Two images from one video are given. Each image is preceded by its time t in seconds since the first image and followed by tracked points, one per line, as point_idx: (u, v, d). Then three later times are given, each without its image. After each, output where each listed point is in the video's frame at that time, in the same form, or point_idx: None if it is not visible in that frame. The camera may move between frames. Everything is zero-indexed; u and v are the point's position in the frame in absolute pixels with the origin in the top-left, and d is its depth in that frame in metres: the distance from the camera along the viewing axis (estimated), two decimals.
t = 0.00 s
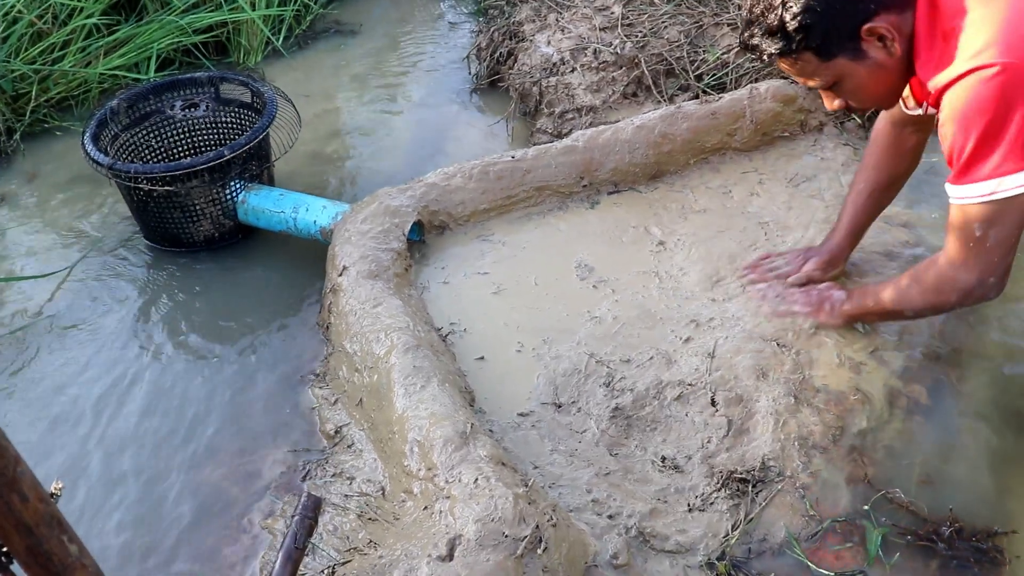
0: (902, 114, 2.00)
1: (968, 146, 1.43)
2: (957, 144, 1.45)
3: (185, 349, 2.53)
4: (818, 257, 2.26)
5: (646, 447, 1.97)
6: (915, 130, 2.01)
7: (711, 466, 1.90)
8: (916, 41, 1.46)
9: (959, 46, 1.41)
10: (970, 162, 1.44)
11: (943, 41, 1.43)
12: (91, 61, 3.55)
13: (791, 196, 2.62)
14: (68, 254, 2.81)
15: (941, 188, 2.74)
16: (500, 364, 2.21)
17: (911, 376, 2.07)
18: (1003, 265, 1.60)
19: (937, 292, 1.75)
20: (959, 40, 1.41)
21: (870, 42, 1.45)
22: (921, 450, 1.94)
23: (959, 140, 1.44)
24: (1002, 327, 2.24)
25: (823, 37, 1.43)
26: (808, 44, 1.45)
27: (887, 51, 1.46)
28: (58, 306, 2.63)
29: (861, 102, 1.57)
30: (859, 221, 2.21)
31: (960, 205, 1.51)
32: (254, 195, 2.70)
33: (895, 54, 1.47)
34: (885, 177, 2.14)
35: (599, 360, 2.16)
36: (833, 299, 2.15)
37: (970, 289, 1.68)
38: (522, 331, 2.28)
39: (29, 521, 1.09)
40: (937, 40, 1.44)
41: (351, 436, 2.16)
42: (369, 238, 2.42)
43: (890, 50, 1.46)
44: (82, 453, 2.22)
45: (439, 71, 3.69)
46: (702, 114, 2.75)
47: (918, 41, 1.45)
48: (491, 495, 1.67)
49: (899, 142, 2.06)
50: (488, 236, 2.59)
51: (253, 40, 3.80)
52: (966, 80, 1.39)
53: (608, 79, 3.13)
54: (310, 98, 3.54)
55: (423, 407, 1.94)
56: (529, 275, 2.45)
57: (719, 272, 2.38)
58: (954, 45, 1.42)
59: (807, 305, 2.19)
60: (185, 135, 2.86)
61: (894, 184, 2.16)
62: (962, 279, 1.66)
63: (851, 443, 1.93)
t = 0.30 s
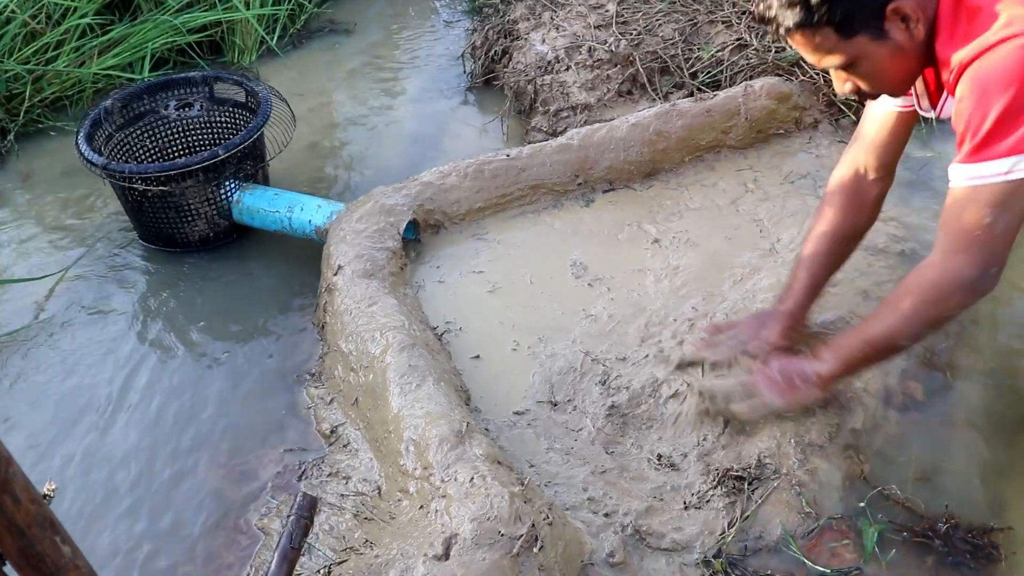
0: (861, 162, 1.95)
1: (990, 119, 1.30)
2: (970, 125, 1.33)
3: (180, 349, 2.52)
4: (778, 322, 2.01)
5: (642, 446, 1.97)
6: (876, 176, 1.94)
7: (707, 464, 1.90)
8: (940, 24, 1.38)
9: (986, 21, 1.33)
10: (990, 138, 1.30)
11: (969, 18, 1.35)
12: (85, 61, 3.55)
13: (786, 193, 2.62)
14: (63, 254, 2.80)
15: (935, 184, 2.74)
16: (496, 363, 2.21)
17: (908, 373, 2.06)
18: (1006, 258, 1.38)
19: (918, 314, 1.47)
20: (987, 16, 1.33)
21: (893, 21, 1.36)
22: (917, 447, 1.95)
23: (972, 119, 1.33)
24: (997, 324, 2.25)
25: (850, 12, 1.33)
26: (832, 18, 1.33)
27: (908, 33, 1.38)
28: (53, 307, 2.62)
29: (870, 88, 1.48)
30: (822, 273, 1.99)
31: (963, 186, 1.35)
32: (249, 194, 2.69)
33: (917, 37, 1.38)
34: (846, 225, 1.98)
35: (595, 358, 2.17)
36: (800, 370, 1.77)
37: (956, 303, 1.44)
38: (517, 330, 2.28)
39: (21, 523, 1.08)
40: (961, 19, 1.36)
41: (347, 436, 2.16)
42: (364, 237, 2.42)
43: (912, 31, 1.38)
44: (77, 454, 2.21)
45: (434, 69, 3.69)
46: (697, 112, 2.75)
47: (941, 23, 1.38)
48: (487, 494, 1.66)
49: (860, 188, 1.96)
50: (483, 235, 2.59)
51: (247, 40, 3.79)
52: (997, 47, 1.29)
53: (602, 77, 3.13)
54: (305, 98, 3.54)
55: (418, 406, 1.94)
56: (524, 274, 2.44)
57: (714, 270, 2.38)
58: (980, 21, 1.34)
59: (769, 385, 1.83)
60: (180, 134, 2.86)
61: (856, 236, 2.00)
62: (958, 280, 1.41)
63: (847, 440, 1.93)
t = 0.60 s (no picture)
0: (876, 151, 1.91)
1: None
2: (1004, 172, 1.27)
3: (176, 348, 2.52)
4: (792, 310, 2.11)
5: (638, 444, 1.97)
6: (891, 169, 1.91)
7: (703, 463, 1.90)
8: (961, 68, 1.29)
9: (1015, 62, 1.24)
10: None
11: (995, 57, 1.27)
12: (81, 59, 3.54)
13: (782, 192, 2.62)
14: (59, 253, 2.80)
15: (932, 182, 2.74)
16: (491, 362, 2.21)
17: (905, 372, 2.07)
18: None
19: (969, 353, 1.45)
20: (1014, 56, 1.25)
21: (903, 68, 1.28)
22: (913, 446, 1.95)
23: (1008, 166, 1.26)
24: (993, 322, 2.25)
25: (854, 57, 1.27)
26: (835, 60, 1.28)
27: (918, 82, 1.29)
28: (49, 306, 2.62)
29: (877, 130, 1.40)
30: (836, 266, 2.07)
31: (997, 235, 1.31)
32: (245, 192, 2.69)
33: (927, 85, 1.30)
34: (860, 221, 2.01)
35: (591, 357, 2.17)
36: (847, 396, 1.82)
37: (1011, 340, 1.40)
38: (513, 329, 2.28)
39: (15, 521, 1.08)
40: (982, 58, 1.28)
41: (343, 434, 2.16)
42: (360, 236, 2.42)
43: (924, 79, 1.29)
44: (73, 454, 2.21)
45: (430, 68, 3.69)
46: (693, 110, 2.75)
47: (961, 64, 1.29)
48: (483, 493, 1.66)
49: (873, 184, 1.95)
50: (479, 233, 2.59)
51: (244, 38, 3.79)
52: None
53: (599, 76, 3.13)
54: (302, 96, 3.54)
55: (415, 404, 1.94)
56: (521, 273, 2.44)
57: (710, 269, 2.38)
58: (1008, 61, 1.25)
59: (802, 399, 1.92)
60: (176, 133, 2.85)
61: (869, 229, 2.03)
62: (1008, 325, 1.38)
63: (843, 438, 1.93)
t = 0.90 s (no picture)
0: (834, 203, 1.84)
1: None
2: (1017, 192, 1.34)
3: (174, 342, 2.51)
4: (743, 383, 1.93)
5: (636, 437, 1.96)
6: (845, 226, 1.83)
7: (701, 455, 1.90)
8: (981, 93, 1.28)
9: None
10: None
11: None
12: (78, 53, 3.54)
13: (780, 185, 2.62)
14: (56, 247, 2.79)
15: (930, 176, 2.74)
16: (489, 355, 2.20)
17: (903, 364, 2.06)
18: None
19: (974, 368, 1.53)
20: None
21: (912, 97, 1.23)
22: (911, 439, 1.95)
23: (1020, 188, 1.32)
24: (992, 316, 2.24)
25: (860, 83, 1.21)
26: (839, 86, 1.22)
27: (930, 109, 1.24)
28: (45, 300, 2.61)
29: (879, 160, 1.35)
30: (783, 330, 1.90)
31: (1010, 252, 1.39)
32: (243, 186, 2.69)
33: (936, 113, 1.25)
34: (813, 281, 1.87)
35: (589, 350, 2.16)
36: (858, 400, 1.85)
37: (1021, 355, 1.48)
38: (511, 322, 2.28)
39: (9, 512, 1.07)
40: (1009, 86, 1.27)
41: (340, 427, 2.16)
42: (358, 229, 2.41)
43: (933, 107, 1.24)
44: (69, 447, 2.21)
45: (428, 62, 3.68)
46: (692, 104, 2.75)
47: (986, 94, 1.28)
48: (481, 485, 1.66)
49: (827, 240, 1.85)
50: (477, 227, 2.58)
51: (241, 32, 3.78)
52: None
53: (597, 69, 3.12)
54: (300, 90, 3.53)
55: (413, 397, 1.93)
56: (519, 266, 2.44)
57: (709, 261, 2.38)
58: None
59: (809, 399, 1.92)
60: (173, 126, 2.85)
61: (817, 289, 1.88)
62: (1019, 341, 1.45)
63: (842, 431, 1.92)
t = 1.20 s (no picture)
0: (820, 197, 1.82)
1: None
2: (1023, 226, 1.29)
3: (170, 335, 2.51)
4: (725, 360, 1.94)
5: (633, 428, 1.96)
6: (832, 215, 1.84)
7: (698, 447, 1.89)
8: (982, 128, 1.22)
9: None
10: None
11: None
12: (73, 45, 3.53)
13: (778, 176, 2.61)
14: (52, 240, 2.79)
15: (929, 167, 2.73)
16: (486, 347, 2.20)
17: (901, 356, 2.06)
18: None
19: (978, 404, 1.52)
20: None
21: (916, 141, 1.19)
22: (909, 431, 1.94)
23: (1019, 214, 1.32)
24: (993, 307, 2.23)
25: (867, 133, 1.16)
26: (845, 138, 1.17)
27: (936, 149, 1.20)
28: (41, 293, 2.61)
29: (877, 199, 1.31)
30: (762, 313, 1.93)
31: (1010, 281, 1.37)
32: (240, 178, 2.68)
33: (940, 154, 1.21)
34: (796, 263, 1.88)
35: (587, 342, 2.16)
36: (850, 431, 1.79)
37: None
38: (508, 314, 2.27)
39: (2, 504, 1.07)
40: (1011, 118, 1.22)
41: (338, 420, 2.15)
42: (354, 221, 2.41)
43: (937, 149, 1.20)
44: (65, 440, 2.20)
45: (426, 54, 3.67)
46: (690, 95, 2.75)
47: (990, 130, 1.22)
48: (478, 477, 1.65)
49: (817, 226, 1.85)
50: (474, 219, 2.58)
51: (238, 24, 3.77)
52: None
53: (595, 60, 3.11)
54: (297, 82, 3.52)
55: (410, 389, 1.93)
56: (516, 258, 2.43)
57: (707, 253, 2.37)
58: None
59: (799, 432, 1.84)
60: (170, 119, 2.84)
61: (803, 274, 1.90)
62: None
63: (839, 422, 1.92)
